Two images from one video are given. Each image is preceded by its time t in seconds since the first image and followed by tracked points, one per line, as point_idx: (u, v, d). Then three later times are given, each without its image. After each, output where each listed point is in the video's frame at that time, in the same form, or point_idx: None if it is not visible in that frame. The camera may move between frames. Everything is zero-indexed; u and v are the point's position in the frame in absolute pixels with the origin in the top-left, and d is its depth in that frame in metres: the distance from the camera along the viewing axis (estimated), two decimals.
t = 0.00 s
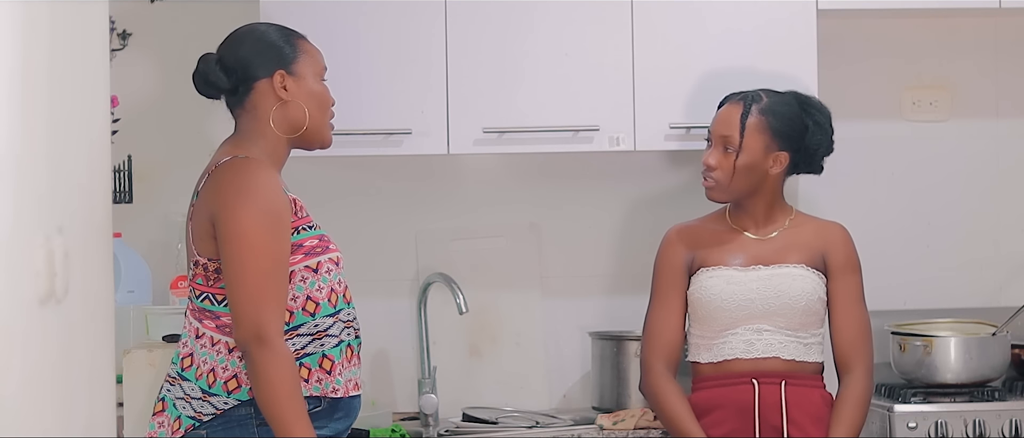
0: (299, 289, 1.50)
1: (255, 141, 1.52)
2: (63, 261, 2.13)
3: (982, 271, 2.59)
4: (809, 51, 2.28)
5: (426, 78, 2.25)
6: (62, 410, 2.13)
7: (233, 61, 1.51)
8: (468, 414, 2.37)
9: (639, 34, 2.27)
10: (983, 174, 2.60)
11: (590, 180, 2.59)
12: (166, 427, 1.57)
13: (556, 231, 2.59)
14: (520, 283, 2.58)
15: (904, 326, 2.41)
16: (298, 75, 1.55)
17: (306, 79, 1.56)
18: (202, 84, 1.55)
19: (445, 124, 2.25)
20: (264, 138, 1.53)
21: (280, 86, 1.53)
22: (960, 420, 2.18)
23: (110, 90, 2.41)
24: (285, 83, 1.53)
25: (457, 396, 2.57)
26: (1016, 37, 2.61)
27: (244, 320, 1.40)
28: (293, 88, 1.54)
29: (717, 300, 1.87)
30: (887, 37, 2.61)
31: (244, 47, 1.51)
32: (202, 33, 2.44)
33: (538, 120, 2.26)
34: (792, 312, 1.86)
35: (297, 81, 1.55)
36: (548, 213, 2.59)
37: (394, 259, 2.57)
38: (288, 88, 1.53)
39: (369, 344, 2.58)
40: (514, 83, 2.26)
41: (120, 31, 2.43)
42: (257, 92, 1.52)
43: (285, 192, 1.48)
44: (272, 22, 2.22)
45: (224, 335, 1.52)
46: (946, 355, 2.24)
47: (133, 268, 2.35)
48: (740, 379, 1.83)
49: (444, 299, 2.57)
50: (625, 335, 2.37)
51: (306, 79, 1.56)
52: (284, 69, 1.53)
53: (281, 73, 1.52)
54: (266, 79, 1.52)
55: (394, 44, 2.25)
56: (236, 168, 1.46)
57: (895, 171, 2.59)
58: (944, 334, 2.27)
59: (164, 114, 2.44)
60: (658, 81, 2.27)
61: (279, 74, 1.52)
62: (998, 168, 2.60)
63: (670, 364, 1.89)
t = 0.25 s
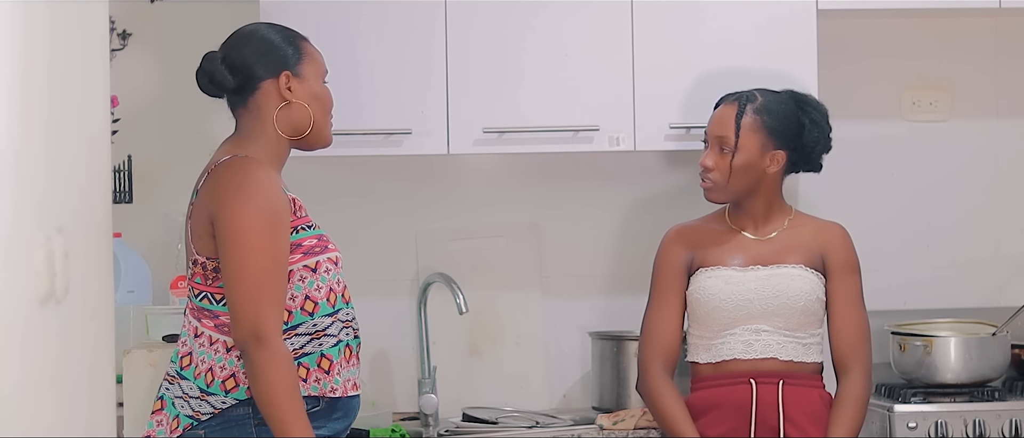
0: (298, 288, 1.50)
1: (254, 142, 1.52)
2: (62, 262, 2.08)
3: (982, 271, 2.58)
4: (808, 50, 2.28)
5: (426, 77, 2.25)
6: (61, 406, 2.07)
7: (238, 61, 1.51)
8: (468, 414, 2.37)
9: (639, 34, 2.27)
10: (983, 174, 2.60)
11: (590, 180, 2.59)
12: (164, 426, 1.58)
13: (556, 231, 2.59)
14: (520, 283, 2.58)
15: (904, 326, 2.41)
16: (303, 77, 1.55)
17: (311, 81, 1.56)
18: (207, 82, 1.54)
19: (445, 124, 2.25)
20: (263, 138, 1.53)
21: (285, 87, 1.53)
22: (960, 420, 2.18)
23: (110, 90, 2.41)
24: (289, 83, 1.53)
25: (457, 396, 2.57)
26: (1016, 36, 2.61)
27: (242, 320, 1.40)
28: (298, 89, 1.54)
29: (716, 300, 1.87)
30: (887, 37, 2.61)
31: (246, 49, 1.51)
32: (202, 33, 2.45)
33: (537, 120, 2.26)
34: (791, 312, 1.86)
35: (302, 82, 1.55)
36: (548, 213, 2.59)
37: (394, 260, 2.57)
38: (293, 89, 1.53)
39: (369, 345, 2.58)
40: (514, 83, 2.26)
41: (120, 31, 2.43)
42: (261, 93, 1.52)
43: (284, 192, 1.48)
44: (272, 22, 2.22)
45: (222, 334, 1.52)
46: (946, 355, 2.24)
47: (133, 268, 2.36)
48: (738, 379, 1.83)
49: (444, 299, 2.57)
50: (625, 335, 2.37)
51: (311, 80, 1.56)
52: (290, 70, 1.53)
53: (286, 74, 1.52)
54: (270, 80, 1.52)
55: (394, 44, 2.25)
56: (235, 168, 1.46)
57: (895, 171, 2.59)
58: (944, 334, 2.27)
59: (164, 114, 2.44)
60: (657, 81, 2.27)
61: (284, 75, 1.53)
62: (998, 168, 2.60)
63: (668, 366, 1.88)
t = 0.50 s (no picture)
0: (298, 287, 1.50)
1: (254, 142, 1.52)
2: (62, 262, 2.14)
3: (982, 271, 2.58)
4: (808, 50, 2.28)
5: (425, 78, 2.25)
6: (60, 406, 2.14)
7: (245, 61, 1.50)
8: (467, 414, 2.37)
9: (639, 34, 2.27)
10: (983, 174, 2.60)
11: (590, 180, 2.59)
12: (164, 426, 1.58)
13: (556, 231, 2.59)
14: (520, 283, 2.58)
15: (904, 326, 2.41)
16: (306, 79, 1.55)
17: (314, 84, 1.56)
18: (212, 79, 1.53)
19: (445, 124, 2.25)
20: (263, 139, 1.53)
21: (289, 89, 1.53)
22: (960, 420, 2.18)
23: (110, 90, 2.42)
24: (294, 85, 1.53)
25: (457, 396, 2.57)
26: (1016, 36, 2.61)
27: (243, 319, 1.41)
28: (301, 91, 1.54)
29: (715, 300, 1.87)
30: (887, 37, 2.61)
31: (251, 50, 1.50)
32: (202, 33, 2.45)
33: (537, 120, 2.26)
34: (791, 312, 1.86)
35: (305, 84, 1.54)
36: (548, 213, 2.59)
37: (394, 260, 2.57)
38: (297, 91, 1.53)
39: (369, 344, 2.58)
40: (514, 83, 2.26)
41: (120, 31, 2.43)
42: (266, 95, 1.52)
43: (284, 191, 1.48)
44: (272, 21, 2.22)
45: (222, 334, 1.52)
46: (946, 355, 2.24)
47: (133, 267, 2.35)
48: (738, 379, 1.83)
49: (444, 299, 2.57)
50: (625, 335, 2.37)
51: (315, 83, 1.56)
52: (296, 72, 1.53)
53: (291, 76, 1.52)
54: (275, 82, 1.52)
55: (394, 44, 2.25)
56: (234, 167, 1.46)
57: (895, 171, 2.59)
58: (944, 334, 2.27)
59: (164, 114, 2.44)
60: (657, 82, 2.27)
61: (289, 77, 1.53)
62: (998, 168, 2.60)
63: (669, 367, 1.88)
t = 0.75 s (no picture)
0: (299, 286, 1.49)
1: (255, 143, 1.52)
2: (61, 261, 2.37)
3: (982, 271, 2.58)
4: (808, 51, 2.28)
5: (426, 78, 2.25)
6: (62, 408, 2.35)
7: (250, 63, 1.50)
8: (468, 414, 2.37)
9: (639, 35, 2.27)
10: (983, 174, 2.60)
11: (590, 180, 2.59)
12: (166, 429, 1.58)
13: (556, 231, 2.59)
14: (520, 283, 2.58)
15: (904, 326, 2.41)
16: (308, 86, 1.55)
17: (316, 90, 1.56)
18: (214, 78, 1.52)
19: (445, 124, 2.25)
20: (263, 140, 1.52)
21: (290, 94, 1.53)
22: (960, 420, 2.18)
23: (109, 90, 2.42)
24: (295, 91, 1.53)
25: (457, 396, 2.57)
26: (1016, 37, 2.61)
27: (244, 318, 1.40)
28: (303, 97, 1.54)
29: (716, 300, 1.87)
30: (886, 37, 2.61)
31: (258, 52, 1.50)
32: (202, 33, 2.44)
33: (537, 120, 2.26)
34: (791, 312, 1.86)
35: (307, 90, 1.55)
36: (549, 214, 2.59)
37: (394, 260, 2.57)
38: (298, 97, 1.53)
39: (369, 345, 2.58)
40: (514, 84, 2.26)
41: (119, 31, 2.43)
42: (268, 98, 1.52)
43: (283, 191, 1.48)
44: (272, 21, 2.22)
45: (223, 334, 1.52)
46: (946, 355, 2.24)
47: (133, 267, 2.34)
48: (738, 379, 1.83)
49: (444, 299, 2.57)
50: (625, 335, 2.37)
51: (317, 89, 1.56)
52: (298, 78, 1.53)
53: (293, 81, 1.52)
54: (278, 85, 1.52)
55: (395, 44, 2.25)
56: (233, 167, 1.46)
57: (895, 171, 2.59)
58: (945, 334, 2.27)
59: (163, 113, 2.44)
60: (658, 82, 2.27)
61: (292, 82, 1.53)
62: (998, 168, 2.60)
63: (670, 368, 1.88)
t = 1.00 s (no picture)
0: (298, 285, 1.50)
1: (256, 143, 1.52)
2: (62, 261, 2.45)
3: (982, 272, 2.58)
4: (808, 51, 2.28)
5: (426, 78, 2.25)
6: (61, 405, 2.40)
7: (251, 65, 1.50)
8: (467, 414, 2.37)
9: (639, 35, 2.27)
10: (983, 174, 2.60)
11: (591, 180, 2.59)
12: (166, 430, 1.58)
13: (556, 231, 2.59)
14: (521, 283, 2.58)
15: (904, 326, 2.41)
16: (307, 90, 1.54)
17: (316, 95, 1.56)
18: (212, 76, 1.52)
19: (445, 124, 2.25)
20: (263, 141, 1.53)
21: (288, 98, 1.52)
22: (961, 420, 2.18)
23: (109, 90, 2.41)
24: (293, 95, 1.53)
25: (457, 397, 2.57)
26: (1016, 36, 2.61)
27: (244, 318, 1.40)
28: (300, 102, 1.54)
29: (716, 300, 1.87)
30: (886, 37, 2.61)
31: (262, 52, 1.50)
32: (202, 32, 2.44)
33: (537, 120, 2.26)
34: (791, 312, 1.86)
35: (305, 94, 1.54)
36: (549, 214, 2.59)
37: (395, 260, 2.57)
38: (295, 101, 1.53)
39: (368, 345, 2.58)
40: (514, 84, 2.26)
41: (120, 31, 2.42)
42: (264, 99, 1.52)
43: (283, 190, 1.48)
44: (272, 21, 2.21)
45: (223, 334, 1.52)
46: (946, 356, 2.24)
47: (133, 267, 2.33)
48: (739, 380, 1.83)
49: (444, 299, 2.57)
50: (625, 335, 2.37)
51: (317, 94, 1.56)
52: (296, 83, 1.52)
53: (291, 86, 1.52)
54: (275, 88, 1.51)
55: (395, 44, 2.25)
56: (232, 167, 1.46)
57: (895, 171, 2.59)
58: (945, 334, 2.27)
59: (164, 111, 2.43)
60: (657, 82, 2.27)
61: (289, 86, 1.52)
62: (998, 169, 2.60)
63: (670, 368, 1.88)
